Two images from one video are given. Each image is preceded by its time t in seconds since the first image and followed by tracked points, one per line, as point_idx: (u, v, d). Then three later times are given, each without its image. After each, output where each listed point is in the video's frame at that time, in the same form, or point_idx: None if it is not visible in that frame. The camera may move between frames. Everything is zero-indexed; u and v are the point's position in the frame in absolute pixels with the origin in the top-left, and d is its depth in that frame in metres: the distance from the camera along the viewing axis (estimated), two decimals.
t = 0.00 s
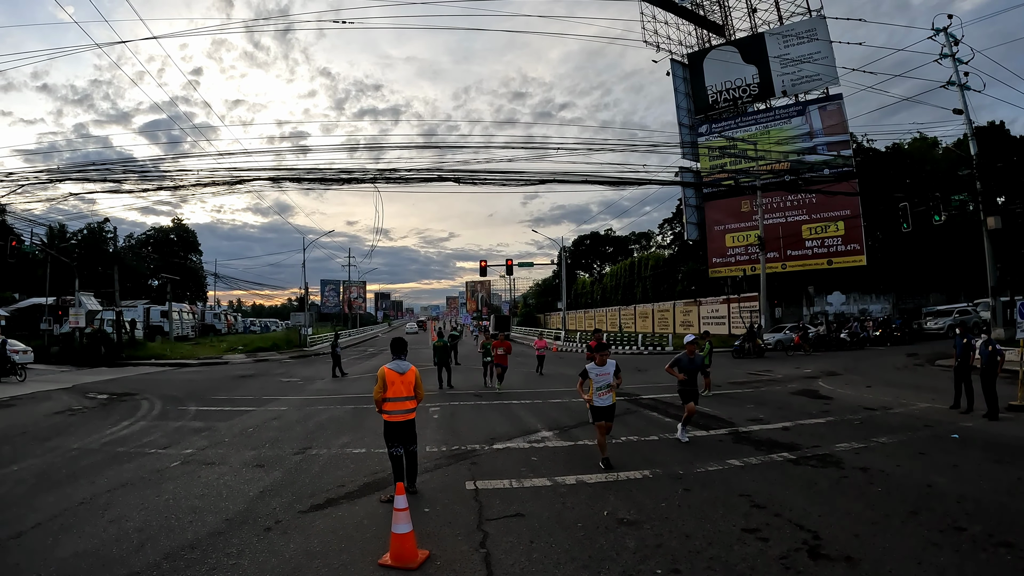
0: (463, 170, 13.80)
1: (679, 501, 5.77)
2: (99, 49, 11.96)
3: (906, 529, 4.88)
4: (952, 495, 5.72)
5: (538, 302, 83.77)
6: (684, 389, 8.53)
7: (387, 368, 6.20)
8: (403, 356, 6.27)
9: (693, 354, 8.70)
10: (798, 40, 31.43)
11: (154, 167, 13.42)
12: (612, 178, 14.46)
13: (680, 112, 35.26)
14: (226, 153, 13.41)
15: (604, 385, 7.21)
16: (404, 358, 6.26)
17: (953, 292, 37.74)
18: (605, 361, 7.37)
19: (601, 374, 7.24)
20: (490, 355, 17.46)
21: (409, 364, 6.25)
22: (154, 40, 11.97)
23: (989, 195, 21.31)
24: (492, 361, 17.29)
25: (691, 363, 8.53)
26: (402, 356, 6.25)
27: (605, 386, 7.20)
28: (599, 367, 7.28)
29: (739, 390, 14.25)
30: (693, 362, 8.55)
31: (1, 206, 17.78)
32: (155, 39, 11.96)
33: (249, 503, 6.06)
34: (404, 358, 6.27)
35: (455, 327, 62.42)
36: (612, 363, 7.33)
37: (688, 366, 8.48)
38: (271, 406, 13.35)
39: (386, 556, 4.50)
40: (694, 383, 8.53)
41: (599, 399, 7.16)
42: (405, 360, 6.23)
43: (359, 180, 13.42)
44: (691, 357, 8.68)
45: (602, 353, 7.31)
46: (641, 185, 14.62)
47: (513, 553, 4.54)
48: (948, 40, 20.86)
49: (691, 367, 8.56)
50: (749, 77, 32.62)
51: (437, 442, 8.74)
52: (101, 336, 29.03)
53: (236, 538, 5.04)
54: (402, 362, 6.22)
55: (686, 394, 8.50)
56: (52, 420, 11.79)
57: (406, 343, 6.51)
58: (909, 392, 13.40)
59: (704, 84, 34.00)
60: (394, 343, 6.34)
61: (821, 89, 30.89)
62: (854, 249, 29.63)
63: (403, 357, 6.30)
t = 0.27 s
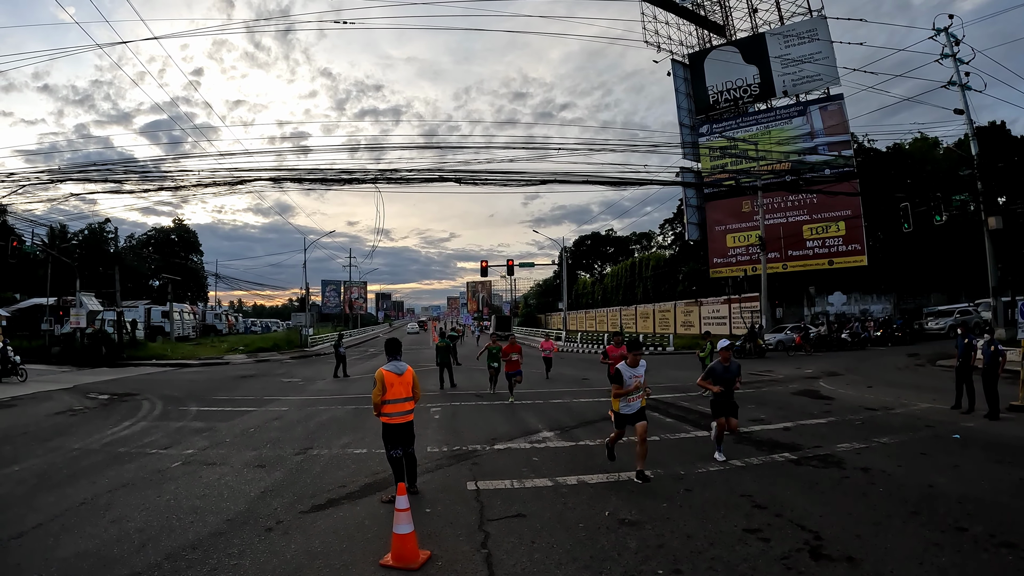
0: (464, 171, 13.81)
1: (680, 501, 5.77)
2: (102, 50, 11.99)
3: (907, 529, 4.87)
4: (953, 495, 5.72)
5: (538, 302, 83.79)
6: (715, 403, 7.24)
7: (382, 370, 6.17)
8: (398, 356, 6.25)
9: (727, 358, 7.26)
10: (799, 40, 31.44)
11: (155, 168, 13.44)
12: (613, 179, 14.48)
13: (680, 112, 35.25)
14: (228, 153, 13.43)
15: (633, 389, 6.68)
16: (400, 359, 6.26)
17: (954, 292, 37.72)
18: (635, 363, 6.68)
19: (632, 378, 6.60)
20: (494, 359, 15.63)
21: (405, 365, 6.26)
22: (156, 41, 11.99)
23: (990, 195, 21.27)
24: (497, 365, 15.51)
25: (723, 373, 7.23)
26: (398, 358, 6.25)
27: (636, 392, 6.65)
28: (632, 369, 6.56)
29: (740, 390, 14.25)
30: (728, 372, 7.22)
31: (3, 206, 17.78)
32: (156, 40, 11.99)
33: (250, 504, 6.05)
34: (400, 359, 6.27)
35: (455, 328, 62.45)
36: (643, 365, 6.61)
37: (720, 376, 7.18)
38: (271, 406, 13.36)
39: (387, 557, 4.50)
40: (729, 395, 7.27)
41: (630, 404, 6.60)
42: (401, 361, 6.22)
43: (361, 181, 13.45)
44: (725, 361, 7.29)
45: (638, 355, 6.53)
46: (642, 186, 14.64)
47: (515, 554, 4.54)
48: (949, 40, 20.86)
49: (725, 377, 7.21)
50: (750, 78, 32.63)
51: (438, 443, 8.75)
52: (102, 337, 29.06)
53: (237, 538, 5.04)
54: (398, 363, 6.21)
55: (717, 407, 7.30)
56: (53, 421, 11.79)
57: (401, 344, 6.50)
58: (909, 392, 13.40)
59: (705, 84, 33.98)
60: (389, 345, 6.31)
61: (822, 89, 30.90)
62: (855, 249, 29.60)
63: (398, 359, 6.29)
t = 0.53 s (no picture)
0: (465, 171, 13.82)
1: (681, 502, 5.76)
2: (102, 50, 12.00)
3: (908, 529, 4.86)
4: (954, 495, 5.72)
5: (539, 303, 83.81)
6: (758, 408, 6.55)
7: (380, 371, 6.15)
8: (397, 357, 6.24)
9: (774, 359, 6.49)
10: (799, 40, 31.44)
11: (156, 168, 13.44)
12: (613, 179, 14.48)
13: (681, 112, 35.21)
14: (228, 154, 13.44)
15: (672, 407, 5.70)
16: (398, 360, 6.25)
17: (954, 292, 37.70)
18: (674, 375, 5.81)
19: (668, 393, 5.74)
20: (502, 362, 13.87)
21: (403, 366, 6.25)
22: (157, 41, 12.00)
23: (991, 195, 21.25)
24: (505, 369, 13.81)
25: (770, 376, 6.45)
26: (396, 358, 6.24)
27: (674, 409, 5.70)
28: (668, 382, 5.76)
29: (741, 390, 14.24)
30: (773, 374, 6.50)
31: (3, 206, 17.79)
32: (157, 40, 12.00)
33: (251, 504, 6.06)
34: (398, 360, 6.25)
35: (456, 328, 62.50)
36: (684, 380, 5.78)
37: (768, 379, 6.41)
38: (272, 407, 13.37)
39: (388, 557, 4.49)
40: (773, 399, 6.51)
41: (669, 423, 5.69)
42: (400, 362, 6.21)
43: (361, 181, 13.45)
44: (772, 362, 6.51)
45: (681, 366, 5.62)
46: (642, 186, 14.64)
47: (516, 555, 4.54)
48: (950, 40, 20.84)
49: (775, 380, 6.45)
50: (750, 78, 32.62)
51: (439, 443, 8.74)
52: (103, 337, 29.09)
53: (238, 539, 5.04)
54: (396, 364, 6.20)
55: (761, 412, 6.53)
56: (54, 421, 11.78)
57: (399, 345, 6.48)
58: (911, 392, 13.38)
59: (706, 84, 33.95)
60: (386, 345, 6.29)
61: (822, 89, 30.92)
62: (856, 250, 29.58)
63: (396, 359, 6.27)
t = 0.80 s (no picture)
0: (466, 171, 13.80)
1: (682, 502, 5.76)
2: (102, 50, 11.98)
3: (909, 529, 4.86)
4: (955, 495, 5.72)
5: (540, 303, 83.83)
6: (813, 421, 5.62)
7: (380, 371, 6.16)
8: (396, 357, 6.24)
9: (830, 363, 5.58)
10: (800, 40, 31.44)
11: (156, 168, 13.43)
12: (615, 179, 14.46)
13: (681, 112, 35.17)
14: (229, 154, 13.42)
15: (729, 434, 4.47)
16: (399, 360, 6.24)
17: (955, 292, 37.69)
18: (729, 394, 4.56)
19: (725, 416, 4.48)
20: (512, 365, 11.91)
21: (403, 366, 6.23)
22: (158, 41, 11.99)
23: (992, 195, 21.21)
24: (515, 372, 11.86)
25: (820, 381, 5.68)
26: (395, 358, 6.24)
27: (733, 436, 4.47)
28: (726, 403, 4.50)
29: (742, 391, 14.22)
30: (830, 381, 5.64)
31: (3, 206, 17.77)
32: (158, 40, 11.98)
33: (252, 504, 6.06)
34: (399, 360, 6.26)
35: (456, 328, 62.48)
36: (743, 400, 4.57)
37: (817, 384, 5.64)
38: (273, 407, 13.36)
39: (388, 558, 4.49)
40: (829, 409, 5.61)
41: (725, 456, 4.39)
42: (399, 362, 6.20)
43: (362, 181, 13.44)
44: (827, 368, 5.60)
45: (740, 380, 4.47)
46: (643, 186, 14.63)
47: (516, 555, 4.54)
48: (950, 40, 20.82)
49: (827, 387, 5.62)
50: (751, 78, 32.59)
51: (440, 443, 8.74)
52: (104, 338, 29.09)
53: (239, 539, 5.04)
54: (396, 365, 6.20)
55: (817, 424, 5.61)
56: (54, 422, 11.78)
57: (399, 345, 6.47)
58: (912, 393, 13.36)
59: (706, 84, 33.92)
60: (387, 346, 6.31)
61: (823, 89, 30.94)
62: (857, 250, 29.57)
63: (396, 360, 6.26)
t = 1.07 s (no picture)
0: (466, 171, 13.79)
1: (682, 502, 5.76)
2: (102, 50, 11.98)
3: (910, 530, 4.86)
4: (956, 495, 5.72)
5: (540, 303, 83.86)
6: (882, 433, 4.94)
7: (383, 371, 6.17)
8: (399, 356, 6.24)
9: (910, 368, 5.05)
10: (800, 40, 31.43)
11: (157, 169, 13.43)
12: (615, 179, 14.46)
13: (682, 112, 35.11)
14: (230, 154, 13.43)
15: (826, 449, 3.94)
16: (400, 360, 6.23)
17: (956, 292, 37.67)
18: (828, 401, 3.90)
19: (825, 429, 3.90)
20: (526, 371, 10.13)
21: (405, 366, 6.23)
22: (158, 41, 11.99)
23: (993, 195, 21.18)
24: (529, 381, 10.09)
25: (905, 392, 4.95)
26: (397, 358, 6.23)
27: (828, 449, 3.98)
28: (822, 412, 3.93)
29: (743, 391, 14.20)
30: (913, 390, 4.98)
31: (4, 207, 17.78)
32: (158, 40, 11.99)
33: (252, 504, 6.06)
34: (400, 361, 6.26)
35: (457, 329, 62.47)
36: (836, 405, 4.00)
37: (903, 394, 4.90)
38: (274, 407, 13.36)
39: (389, 558, 4.50)
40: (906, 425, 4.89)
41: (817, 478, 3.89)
42: (401, 362, 6.19)
43: (363, 181, 13.44)
44: (906, 373, 5.09)
45: (843, 388, 3.81)
46: (644, 186, 14.62)
47: (517, 555, 4.54)
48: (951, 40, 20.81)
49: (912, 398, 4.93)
50: (751, 78, 32.58)
51: (441, 443, 8.74)
52: (105, 338, 29.13)
53: (240, 539, 5.04)
54: (397, 365, 6.20)
55: (882, 439, 4.97)
56: (55, 422, 11.78)
57: (401, 345, 6.47)
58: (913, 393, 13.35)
59: (707, 85, 33.89)
60: (388, 346, 6.31)
61: (824, 89, 30.96)
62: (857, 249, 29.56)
63: (398, 360, 6.26)
